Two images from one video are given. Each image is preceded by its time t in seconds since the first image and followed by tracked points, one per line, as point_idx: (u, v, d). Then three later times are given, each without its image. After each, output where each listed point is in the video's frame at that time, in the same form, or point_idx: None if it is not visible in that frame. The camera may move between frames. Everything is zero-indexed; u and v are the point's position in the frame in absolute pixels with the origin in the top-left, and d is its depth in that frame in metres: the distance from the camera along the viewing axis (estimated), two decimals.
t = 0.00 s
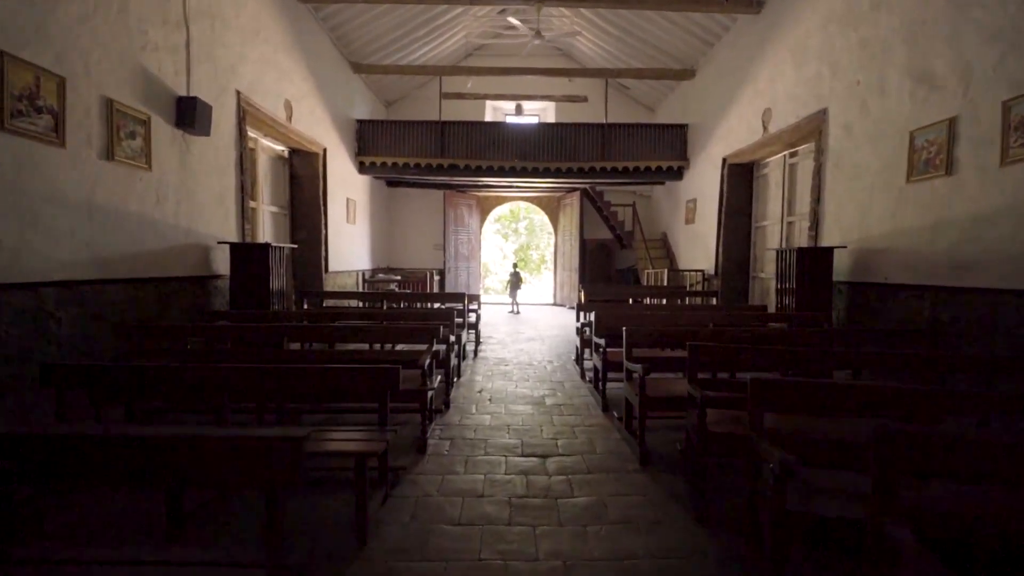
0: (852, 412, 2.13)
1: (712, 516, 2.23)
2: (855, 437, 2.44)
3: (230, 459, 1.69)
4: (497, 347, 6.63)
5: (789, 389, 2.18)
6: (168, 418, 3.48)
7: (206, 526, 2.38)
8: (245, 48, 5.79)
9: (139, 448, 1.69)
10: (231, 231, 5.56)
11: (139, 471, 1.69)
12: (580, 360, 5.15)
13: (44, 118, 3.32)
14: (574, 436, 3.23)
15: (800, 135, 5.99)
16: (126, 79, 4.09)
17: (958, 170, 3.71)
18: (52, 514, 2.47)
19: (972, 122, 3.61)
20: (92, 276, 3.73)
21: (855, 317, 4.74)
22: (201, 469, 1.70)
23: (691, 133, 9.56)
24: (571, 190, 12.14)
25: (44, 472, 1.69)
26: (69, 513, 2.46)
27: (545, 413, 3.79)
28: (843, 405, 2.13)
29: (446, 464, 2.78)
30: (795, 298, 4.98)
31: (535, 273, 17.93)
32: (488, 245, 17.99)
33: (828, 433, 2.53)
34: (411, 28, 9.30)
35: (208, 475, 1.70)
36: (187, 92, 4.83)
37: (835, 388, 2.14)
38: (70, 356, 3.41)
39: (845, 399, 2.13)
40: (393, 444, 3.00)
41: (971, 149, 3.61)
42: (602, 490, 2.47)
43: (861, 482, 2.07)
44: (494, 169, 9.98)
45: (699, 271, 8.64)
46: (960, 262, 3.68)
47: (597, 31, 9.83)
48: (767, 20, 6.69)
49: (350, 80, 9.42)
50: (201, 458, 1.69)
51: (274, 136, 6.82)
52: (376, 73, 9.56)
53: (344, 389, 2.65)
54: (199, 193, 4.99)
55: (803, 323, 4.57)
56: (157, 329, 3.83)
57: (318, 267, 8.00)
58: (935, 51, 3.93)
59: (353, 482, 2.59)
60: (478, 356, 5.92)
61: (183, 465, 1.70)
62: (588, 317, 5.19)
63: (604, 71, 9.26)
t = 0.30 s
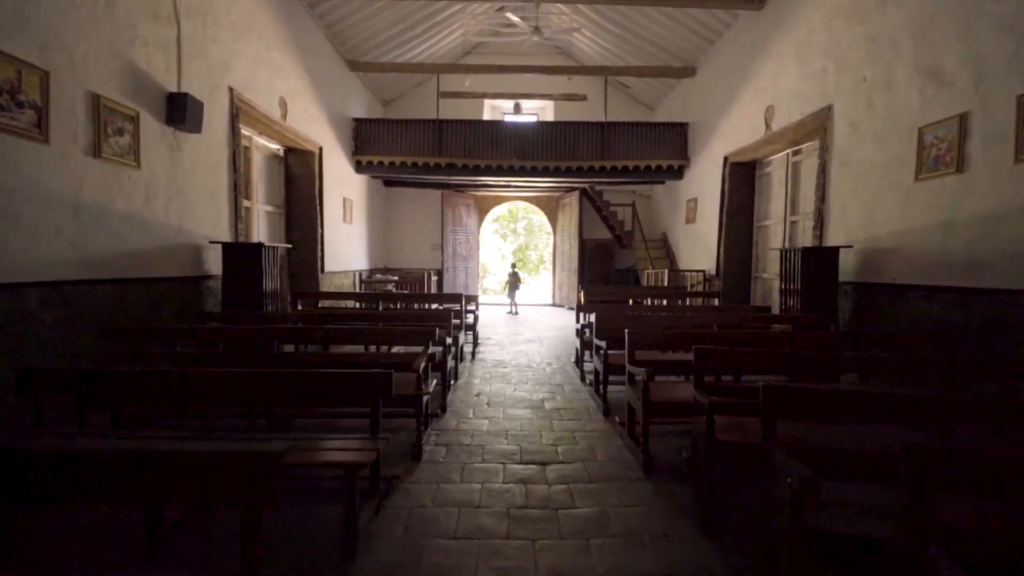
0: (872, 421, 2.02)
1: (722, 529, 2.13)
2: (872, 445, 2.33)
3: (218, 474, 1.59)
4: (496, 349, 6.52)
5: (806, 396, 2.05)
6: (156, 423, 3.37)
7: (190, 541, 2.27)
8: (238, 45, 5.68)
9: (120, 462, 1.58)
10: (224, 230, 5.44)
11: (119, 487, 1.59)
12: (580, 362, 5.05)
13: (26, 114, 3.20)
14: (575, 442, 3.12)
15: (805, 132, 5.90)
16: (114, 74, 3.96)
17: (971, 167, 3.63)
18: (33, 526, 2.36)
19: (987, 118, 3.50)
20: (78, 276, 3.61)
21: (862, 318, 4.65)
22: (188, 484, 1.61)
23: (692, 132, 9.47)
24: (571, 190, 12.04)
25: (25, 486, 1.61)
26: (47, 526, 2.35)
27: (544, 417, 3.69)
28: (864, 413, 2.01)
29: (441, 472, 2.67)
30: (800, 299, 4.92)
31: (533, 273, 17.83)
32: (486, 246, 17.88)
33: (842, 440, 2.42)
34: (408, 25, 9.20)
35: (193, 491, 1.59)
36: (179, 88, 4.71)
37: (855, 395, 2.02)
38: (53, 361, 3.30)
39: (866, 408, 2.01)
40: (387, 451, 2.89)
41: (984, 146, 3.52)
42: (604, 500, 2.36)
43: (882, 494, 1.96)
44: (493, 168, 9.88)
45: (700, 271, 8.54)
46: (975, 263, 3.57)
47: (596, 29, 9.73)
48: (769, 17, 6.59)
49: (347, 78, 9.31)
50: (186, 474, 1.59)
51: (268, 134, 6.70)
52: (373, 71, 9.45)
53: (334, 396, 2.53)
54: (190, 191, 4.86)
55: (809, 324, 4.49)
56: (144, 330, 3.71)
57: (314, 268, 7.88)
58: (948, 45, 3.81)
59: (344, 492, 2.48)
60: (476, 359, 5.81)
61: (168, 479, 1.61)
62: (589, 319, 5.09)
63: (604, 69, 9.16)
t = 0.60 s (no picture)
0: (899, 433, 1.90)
1: (736, 547, 2.01)
2: (894, 458, 2.21)
3: (209, 492, 1.49)
4: (494, 351, 6.41)
5: (829, 407, 1.93)
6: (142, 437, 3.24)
7: (174, 560, 2.15)
8: (232, 41, 5.55)
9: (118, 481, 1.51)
10: (217, 230, 5.31)
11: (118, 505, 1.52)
12: (580, 366, 4.94)
13: (7, 109, 3.04)
14: (577, 449, 3.01)
15: (811, 130, 5.79)
16: (103, 70, 3.80)
17: (982, 164, 3.61)
18: (11, 544, 2.23)
19: (1011, 115, 3.36)
20: (65, 276, 3.47)
21: (876, 320, 4.55)
22: (180, 503, 1.52)
23: (693, 131, 9.36)
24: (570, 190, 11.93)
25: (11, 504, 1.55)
26: (23, 545, 2.22)
27: (543, 422, 3.57)
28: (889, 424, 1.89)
29: (436, 482, 2.56)
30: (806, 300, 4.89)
31: (532, 274, 17.72)
32: (484, 246, 17.77)
33: (863, 452, 2.30)
34: (406, 23, 9.08)
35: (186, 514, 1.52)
36: (171, 85, 4.57)
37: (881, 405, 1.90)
38: (35, 366, 3.16)
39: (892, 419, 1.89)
40: (381, 460, 2.78)
41: (994, 142, 3.51)
42: (608, 513, 2.25)
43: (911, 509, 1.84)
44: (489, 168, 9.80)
45: (701, 272, 8.44)
46: (996, 265, 3.44)
47: (596, 27, 9.63)
48: (775, 13, 6.47)
49: (343, 76, 9.19)
50: (180, 493, 1.51)
51: (263, 132, 6.58)
52: (370, 69, 9.33)
53: (325, 403, 2.41)
54: (181, 190, 4.72)
55: (815, 325, 4.46)
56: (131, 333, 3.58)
57: (310, 268, 7.76)
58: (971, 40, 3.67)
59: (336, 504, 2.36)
60: (473, 361, 5.69)
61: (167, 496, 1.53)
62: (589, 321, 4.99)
63: (604, 67, 9.05)
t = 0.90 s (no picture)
0: (925, 446, 1.78)
1: (749, 566, 1.90)
2: (919, 471, 2.09)
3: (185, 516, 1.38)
4: (493, 353, 6.30)
5: (850, 420, 1.82)
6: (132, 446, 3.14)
7: None
8: (225, 37, 5.43)
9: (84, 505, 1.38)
10: (211, 230, 5.20)
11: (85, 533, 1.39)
12: (581, 369, 4.83)
13: None
14: (579, 457, 2.90)
15: (818, 128, 5.67)
16: (90, 65, 3.68)
17: (998, 161, 3.51)
18: None
19: None
20: (51, 277, 3.35)
21: (886, 321, 4.47)
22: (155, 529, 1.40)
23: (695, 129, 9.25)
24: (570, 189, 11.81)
25: None
26: None
27: (543, 428, 3.46)
28: (915, 438, 1.77)
29: (432, 493, 2.45)
30: (812, 301, 4.82)
31: (532, 274, 17.61)
32: (484, 246, 17.66)
33: (884, 464, 2.19)
34: (404, 20, 8.97)
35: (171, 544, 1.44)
36: (162, 81, 4.44)
37: (906, 417, 1.78)
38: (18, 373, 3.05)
39: (918, 432, 1.77)
40: (375, 470, 2.67)
41: (1011, 138, 3.42)
42: (612, 528, 2.14)
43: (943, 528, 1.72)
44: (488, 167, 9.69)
45: (703, 272, 8.34)
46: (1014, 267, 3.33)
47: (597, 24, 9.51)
48: (779, 9, 6.36)
49: (340, 74, 9.06)
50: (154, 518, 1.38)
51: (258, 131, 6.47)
52: (367, 66, 9.21)
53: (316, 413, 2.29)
54: (173, 188, 4.59)
55: (824, 328, 4.36)
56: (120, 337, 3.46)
57: (306, 269, 7.65)
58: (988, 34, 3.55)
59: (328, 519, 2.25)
60: (472, 364, 5.58)
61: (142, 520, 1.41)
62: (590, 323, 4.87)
63: (605, 65, 8.93)
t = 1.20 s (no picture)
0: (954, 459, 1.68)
1: None
2: (945, 486, 1.98)
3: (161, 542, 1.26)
4: (493, 354, 6.20)
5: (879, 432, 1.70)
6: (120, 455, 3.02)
7: None
8: (220, 32, 5.32)
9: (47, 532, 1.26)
10: (205, 229, 5.09)
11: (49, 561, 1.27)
12: (584, 371, 4.72)
13: None
14: (582, 466, 2.79)
15: (825, 125, 5.55)
16: (77, 60, 3.55)
17: (1015, 157, 3.41)
18: None
19: None
20: (36, 279, 3.23)
21: (897, 324, 4.37)
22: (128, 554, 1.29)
23: (697, 127, 9.13)
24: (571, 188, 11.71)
25: None
26: None
27: (545, 433, 3.35)
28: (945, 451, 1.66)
29: (430, 504, 2.35)
30: (819, 301, 4.72)
31: (531, 273, 17.50)
32: (483, 246, 17.56)
33: (908, 478, 2.08)
34: (403, 16, 8.85)
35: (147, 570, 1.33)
36: (154, 76, 4.31)
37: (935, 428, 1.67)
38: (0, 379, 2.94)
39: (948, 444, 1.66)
40: (370, 479, 2.57)
41: None
42: (619, 543, 2.04)
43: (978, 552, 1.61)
44: (488, 165, 9.58)
45: (706, 271, 8.23)
46: None
47: (598, 21, 9.39)
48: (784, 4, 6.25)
49: (338, 72, 8.95)
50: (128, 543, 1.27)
51: (255, 128, 6.35)
52: (366, 64, 9.09)
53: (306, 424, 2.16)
54: (165, 186, 4.47)
55: (832, 329, 4.25)
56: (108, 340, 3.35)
57: (304, 269, 7.55)
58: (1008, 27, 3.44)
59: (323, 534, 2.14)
60: (472, 366, 5.46)
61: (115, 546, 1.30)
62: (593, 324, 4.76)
63: (607, 62, 8.81)
